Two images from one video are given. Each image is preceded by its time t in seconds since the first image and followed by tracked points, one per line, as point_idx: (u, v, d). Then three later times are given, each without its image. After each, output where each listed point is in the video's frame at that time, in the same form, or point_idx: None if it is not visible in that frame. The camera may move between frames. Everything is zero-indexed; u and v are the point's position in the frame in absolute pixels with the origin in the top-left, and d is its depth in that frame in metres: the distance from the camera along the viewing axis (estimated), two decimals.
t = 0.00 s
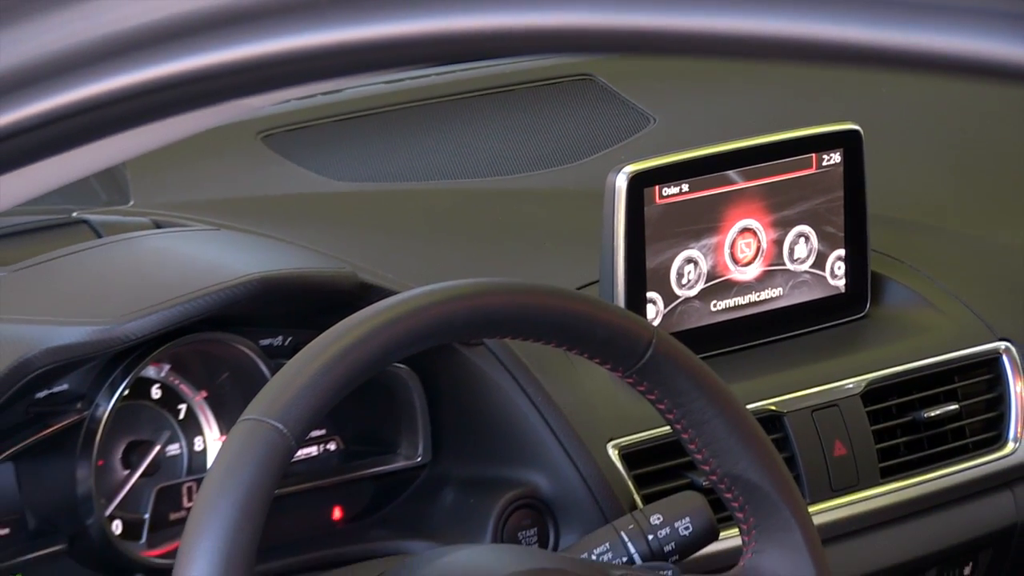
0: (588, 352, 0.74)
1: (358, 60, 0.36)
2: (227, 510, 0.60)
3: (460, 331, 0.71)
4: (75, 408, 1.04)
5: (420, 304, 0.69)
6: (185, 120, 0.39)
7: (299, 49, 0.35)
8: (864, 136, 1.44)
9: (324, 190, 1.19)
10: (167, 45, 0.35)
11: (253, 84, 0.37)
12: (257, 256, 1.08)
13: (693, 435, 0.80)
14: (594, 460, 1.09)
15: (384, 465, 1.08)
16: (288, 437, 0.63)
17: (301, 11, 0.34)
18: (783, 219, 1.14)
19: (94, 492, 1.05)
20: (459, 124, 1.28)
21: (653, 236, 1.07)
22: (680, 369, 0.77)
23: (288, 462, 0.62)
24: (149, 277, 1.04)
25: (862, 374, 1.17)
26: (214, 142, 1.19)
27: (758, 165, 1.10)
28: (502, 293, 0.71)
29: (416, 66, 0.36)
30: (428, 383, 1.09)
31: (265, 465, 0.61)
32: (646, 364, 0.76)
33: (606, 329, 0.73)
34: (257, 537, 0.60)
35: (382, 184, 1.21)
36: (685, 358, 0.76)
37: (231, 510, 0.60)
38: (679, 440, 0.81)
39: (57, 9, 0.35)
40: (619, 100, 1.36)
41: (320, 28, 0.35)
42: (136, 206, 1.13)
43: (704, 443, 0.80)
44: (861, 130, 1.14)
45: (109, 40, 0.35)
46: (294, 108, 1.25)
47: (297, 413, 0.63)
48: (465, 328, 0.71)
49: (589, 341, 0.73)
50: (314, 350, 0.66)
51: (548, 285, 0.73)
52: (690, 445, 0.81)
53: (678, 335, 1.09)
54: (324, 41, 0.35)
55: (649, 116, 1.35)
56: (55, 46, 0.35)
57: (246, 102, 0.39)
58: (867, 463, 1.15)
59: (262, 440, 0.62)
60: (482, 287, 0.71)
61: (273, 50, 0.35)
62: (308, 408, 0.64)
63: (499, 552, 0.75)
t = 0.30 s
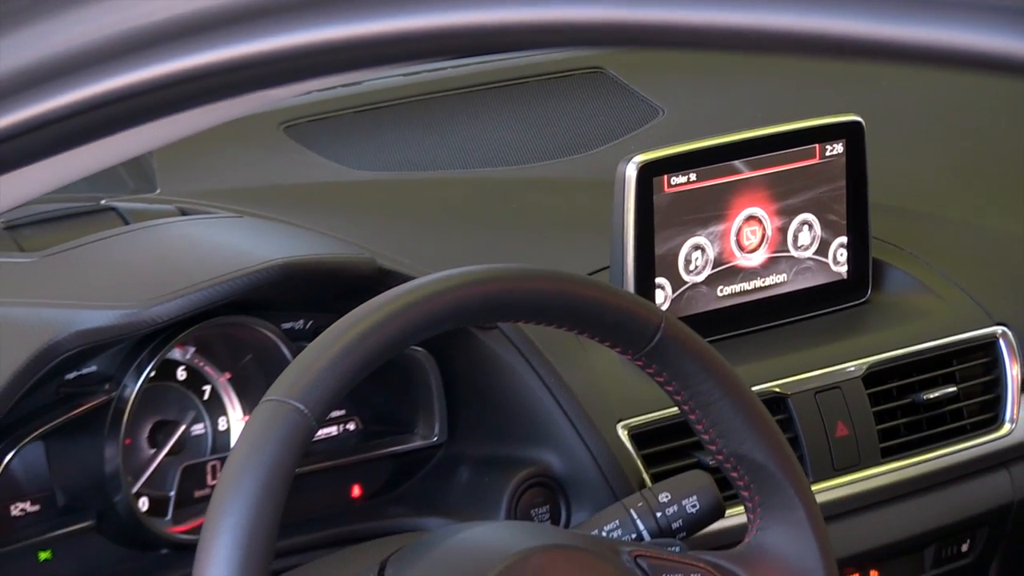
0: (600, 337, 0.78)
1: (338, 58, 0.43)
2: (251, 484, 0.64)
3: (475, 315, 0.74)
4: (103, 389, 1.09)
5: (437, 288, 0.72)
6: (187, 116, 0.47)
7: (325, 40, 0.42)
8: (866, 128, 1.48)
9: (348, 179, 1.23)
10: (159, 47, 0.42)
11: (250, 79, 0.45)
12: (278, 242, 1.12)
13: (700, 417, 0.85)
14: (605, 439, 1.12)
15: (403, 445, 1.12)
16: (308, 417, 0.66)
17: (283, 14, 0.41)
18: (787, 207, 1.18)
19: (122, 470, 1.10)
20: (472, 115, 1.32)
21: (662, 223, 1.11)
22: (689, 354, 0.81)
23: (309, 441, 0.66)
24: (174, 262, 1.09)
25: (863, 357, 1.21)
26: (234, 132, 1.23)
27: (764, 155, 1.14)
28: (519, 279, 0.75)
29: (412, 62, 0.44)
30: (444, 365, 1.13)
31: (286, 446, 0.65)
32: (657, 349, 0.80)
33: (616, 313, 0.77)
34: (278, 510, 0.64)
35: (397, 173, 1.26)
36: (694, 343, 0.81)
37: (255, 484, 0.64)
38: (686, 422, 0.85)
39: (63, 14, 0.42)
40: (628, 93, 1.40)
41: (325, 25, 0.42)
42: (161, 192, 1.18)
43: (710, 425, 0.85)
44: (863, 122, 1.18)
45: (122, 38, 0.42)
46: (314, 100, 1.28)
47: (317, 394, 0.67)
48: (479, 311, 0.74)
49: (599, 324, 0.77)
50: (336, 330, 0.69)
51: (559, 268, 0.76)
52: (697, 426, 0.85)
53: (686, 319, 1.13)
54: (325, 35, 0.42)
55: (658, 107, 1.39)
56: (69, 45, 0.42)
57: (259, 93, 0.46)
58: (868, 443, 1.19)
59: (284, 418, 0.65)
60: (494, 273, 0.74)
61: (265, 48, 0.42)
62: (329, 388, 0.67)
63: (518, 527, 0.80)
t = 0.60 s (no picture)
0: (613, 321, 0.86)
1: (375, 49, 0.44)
2: (274, 463, 0.69)
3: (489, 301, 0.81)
4: (130, 370, 1.14)
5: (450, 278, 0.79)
6: (191, 114, 0.47)
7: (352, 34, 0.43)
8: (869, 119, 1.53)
9: (369, 168, 1.28)
10: (169, 45, 0.43)
11: (257, 76, 0.45)
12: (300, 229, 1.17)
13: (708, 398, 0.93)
14: (615, 421, 1.16)
15: (420, 425, 1.16)
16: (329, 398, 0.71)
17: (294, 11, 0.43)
18: (792, 196, 1.23)
19: (148, 449, 1.14)
20: (486, 108, 1.36)
21: (671, 211, 1.16)
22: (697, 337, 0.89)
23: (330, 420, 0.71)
24: (199, 249, 1.14)
25: (865, 341, 1.27)
26: (255, 122, 1.29)
27: (769, 146, 1.19)
28: (533, 265, 0.82)
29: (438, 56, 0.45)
30: (460, 349, 1.17)
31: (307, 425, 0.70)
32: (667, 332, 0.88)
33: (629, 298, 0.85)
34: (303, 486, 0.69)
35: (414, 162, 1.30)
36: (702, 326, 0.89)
37: (281, 461, 0.69)
38: (695, 404, 0.93)
39: (69, 17, 0.42)
40: (638, 87, 1.45)
41: (337, 21, 0.43)
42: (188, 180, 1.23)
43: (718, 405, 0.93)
44: (865, 114, 1.23)
45: (143, 35, 0.43)
46: (337, 92, 1.34)
47: (339, 375, 0.72)
48: (492, 297, 0.81)
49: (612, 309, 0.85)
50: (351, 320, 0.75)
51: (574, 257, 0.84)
52: (705, 408, 0.93)
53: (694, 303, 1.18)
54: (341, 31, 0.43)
55: (666, 99, 1.44)
56: (64, 49, 0.43)
57: (284, 85, 0.47)
58: (869, 423, 1.24)
59: (307, 400, 0.70)
60: (513, 260, 0.82)
61: (273, 46, 0.43)
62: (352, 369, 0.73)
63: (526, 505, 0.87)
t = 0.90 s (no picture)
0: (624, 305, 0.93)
1: (350, 46, 0.49)
2: (295, 442, 0.75)
3: (500, 284, 0.88)
4: (157, 351, 1.18)
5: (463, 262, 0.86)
6: (193, 111, 0.52)
7: (334, 31, 0.48)
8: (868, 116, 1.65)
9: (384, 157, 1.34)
10: (160, 47, 0.47)
11: (247, 74, 0.50)
12: (323, 214, 1.22)
13: (716, 378, 1.00)
14: (626, 400, 1.20)
15: (438, 404, 1.20)
16: (349, 377, 0.78)
17: (277, 10, 0.47)
18: (798, 183, 1.30)
19: (175, 427, 1.19)
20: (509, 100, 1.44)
21: (681, 198, 1.22)
22: (705, 321, 0.96)
23: (349, 399, 0.77)
24: (226, 232, 1.19)
25: (868, 324, 1.34)
26: (274, 112, 1.34)
27: (776, 135, 1.25)
28: (547, 250, 0.89)
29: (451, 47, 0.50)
30: (476, 331, 1.21)
31: (329, 404, 0.76)
32: (676, 315, 0.95)
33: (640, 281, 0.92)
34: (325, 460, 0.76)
35: (434, 150, 1.37)
36: (709, 310, 0.96)
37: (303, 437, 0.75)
38: (703, 384, 1.00)
39: (71, 20, 0.46)
40: (650, 78, 1.53)
41: (321, 20, 0.47)
42: (213, 167, 1.29)
43: (725, 385, 1.01)
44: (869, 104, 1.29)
45: (158, 30, 0.47)
46: (357, 81, 1.39)
47: (359, 355, 0.79)
48: (503, 279, 0.88)
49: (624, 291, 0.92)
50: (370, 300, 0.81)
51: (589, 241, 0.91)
52: (713, 387, 1.01)
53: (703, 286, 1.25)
54: (324, 29, 0.48)
55: (674, 90, 1.53)
56: (60, 50, 0.47)
57: (303, 75, 0.51)
58: (872, 401, 1.32)
59: (329, 379, 0.77)
60: (533, 244, 0.89)
61: (256, 45, 0.48)
62: (375, 346, 0.79)
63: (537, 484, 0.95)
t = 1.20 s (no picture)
0: (637, 289, 1.02)
1: (337, 44, 0.55)
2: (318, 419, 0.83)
3: (521, 269, 0.96)
4: (184, 334, 1.22)
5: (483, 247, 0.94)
6: (199, 107, 0.58)
7: (327, 29, 0.54)
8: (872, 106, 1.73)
9: (398, 146, 1.39)
10: (157, 48, 0.53)
11: (236, 74, 0.56)
12: (339, 201, 1.27)
13: (724, 359, 1.09)
14: (637, 381, 1.24)
15: (456, 385, 1.24)
16: (368, 357, 0.85)
17: (270, 13, 0.53)
18: (804, 172, 1.39)
19: (201, 407, 1.23)
20: (532, 90, 1.53)
21: (693, 187, 1.30)
22: (713, 303, 1.05)
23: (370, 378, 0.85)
24: (250, 218, 1.24)
25: (872, 308, 1.43)
26: (295, 103, 1.40)
27: (783, 125, 1.34)
28: (567, 237, 0.97)
29: (477, 36, 0.56)
30: (492, 315, 1.24)
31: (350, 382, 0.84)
32: (685, 299, 1.04)
33: (647, 265, 1.01)
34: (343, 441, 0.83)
35: (447, 141, 1.43)
36: (717, 293, 1.05)
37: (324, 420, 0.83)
38: (711, 364, 1.10)
39: (88, 18, 0.51)
40: (661, 69, 1.63)
41: (298, 22, 0.53)
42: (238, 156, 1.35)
43: (732, 365, 1.10)
44: (872, 96, 1.38)
45: (166, 29, 0.52)
46: (376, 74, 1.48)
47: (384, 334, 0.87)
48: (523, 265, 0.96)
49: (632, 275, 1.00)
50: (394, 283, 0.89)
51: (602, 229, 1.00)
52: (720, 368, 1.10)
53: (714, 271, 1.34)
54: (313, 29, 0.54)
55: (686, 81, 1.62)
56: (71, 49, 0.52)
57: (328, 66, 0.57)
58: (875, 380, 1.41)
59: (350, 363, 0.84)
60: (550, 230, 0.97)
61: (242, 46, 0.54)
62: (401, 325, 0.87)
63: (553, 463, 1.03)
